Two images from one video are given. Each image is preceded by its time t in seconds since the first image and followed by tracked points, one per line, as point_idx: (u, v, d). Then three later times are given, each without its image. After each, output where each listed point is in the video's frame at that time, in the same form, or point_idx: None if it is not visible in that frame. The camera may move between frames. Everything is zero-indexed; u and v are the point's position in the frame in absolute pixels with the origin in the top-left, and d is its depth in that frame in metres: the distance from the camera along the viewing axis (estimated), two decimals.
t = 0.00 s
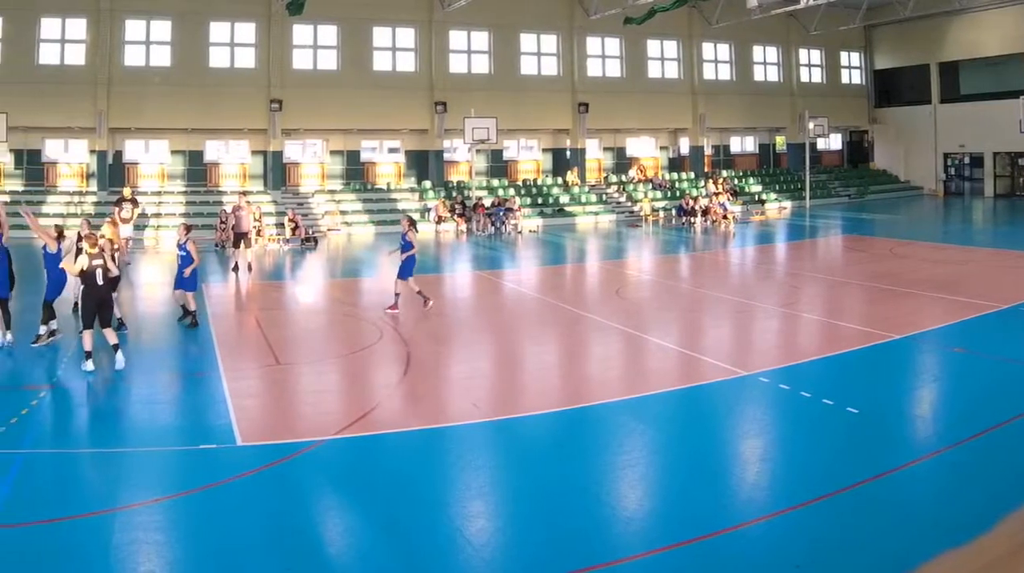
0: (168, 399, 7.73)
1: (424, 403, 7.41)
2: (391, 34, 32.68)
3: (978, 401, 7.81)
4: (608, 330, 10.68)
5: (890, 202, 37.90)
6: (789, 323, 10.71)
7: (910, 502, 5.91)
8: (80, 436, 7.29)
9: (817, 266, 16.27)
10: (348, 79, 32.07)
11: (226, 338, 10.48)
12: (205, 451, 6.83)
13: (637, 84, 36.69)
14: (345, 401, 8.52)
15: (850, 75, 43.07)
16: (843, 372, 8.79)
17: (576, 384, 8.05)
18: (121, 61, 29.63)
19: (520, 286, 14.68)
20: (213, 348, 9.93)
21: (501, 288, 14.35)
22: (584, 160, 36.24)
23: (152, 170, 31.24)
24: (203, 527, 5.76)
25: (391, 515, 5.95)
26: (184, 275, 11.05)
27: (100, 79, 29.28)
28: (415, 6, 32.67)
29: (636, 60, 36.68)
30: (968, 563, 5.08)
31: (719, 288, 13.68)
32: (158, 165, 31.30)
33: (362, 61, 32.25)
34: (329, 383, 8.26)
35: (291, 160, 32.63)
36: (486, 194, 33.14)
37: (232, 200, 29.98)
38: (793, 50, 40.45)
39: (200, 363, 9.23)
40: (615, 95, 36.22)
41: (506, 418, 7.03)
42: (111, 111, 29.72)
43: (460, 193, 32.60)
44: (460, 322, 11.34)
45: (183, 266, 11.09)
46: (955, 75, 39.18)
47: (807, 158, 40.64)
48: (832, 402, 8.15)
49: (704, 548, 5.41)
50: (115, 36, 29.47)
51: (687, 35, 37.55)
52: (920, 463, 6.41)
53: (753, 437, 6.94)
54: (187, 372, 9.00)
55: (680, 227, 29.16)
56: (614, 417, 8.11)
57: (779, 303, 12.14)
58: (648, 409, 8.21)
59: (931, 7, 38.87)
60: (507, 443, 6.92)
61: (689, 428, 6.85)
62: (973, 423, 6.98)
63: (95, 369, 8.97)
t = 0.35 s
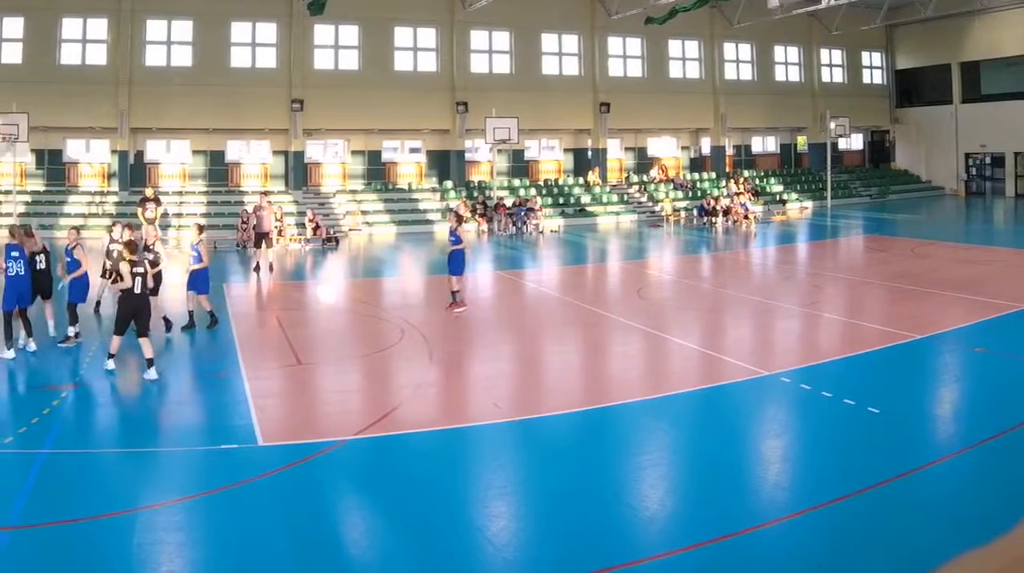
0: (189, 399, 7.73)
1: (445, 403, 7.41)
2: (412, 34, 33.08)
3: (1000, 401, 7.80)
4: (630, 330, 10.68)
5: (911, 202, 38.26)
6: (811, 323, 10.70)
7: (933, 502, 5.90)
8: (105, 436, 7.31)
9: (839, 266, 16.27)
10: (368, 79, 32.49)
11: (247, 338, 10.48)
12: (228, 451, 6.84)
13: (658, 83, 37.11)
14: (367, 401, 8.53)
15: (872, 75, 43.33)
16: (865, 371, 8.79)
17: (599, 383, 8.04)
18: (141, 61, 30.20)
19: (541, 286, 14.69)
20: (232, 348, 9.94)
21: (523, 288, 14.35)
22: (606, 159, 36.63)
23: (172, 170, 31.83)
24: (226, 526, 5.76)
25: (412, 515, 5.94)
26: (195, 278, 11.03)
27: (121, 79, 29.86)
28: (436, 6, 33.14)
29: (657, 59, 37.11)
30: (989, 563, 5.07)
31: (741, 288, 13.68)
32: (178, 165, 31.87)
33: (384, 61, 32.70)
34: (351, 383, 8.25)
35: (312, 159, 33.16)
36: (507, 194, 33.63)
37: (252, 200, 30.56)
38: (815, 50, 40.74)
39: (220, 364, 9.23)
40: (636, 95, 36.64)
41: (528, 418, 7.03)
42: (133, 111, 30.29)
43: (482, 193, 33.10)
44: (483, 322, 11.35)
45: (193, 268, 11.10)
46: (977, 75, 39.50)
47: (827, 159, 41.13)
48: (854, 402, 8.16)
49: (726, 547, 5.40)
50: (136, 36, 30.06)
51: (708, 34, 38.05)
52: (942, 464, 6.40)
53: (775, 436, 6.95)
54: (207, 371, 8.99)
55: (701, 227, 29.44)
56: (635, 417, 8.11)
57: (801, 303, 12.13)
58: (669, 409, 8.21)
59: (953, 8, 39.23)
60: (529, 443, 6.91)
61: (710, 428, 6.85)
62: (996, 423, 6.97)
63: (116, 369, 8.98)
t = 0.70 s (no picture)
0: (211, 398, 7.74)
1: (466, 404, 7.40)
2: (434, 34, 33.79)
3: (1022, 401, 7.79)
4: (652, 330, 10.68)
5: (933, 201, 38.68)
6: (833, 323, 10.69)
7: (955, 503, 5.89)
8: (127, 438, 7.33)
9: (860, 266, 16.26)
10: (390, 78, 33.21)
11: (267, 338, 10.49)
12: (250, 452, 6.84)
13: (680, 82, 37.83)
14: (388, 401, 8.54)
15: (892, 75, 43.75)
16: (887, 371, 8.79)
17: (620, 383, 8.03)
18: (163, 61, 30.90)
19: (563, 286, 14.72)
20: (252, 349, 9.96)
21: (545, 288, 14.38)
22: (627, 159, 37.23)
23: (195, 170, 32.46)
24: (247, 526, 5.75)
25: (433, 516, 5.93)
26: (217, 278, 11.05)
27: (143, 79, 30.52)
28: (457, 7, 33.80)
29: (677, 59, 37.71)
30: (1011, 562, 5.05)
31: (762, 288, 13.68)
32: (201, 165, 32.50)
33: (406, 61, 33.38)
34: (371, 384, 8.25)
35: (335, 159, 33.57)
36: (529, 193, 34.20)
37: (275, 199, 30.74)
38: (836, 50, 41.20)
39: (241, 364, 9.25)
40: (656, 95, 37.25)
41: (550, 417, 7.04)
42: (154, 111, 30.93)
43: (503, 193, 33.69)
44: (504, 322, 11.36)
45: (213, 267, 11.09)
46: (998, 75, 40.09)
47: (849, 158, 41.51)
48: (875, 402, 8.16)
49: (748, 548, 5.39)
50: (158, 35, 30.75)
51: (730, 34, 38.56)
52: (963, 464, 6.39)
53: (796, 437, 6.94)
54: (228, 372, 9.01)
55: (723, 226, 29.72)
56: (656, 417, 8.12)
57: (822, 303, 12.12)
58: (690, 409, 8.22)
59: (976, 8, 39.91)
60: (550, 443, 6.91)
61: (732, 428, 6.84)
62: (1017, 423, 6.96)
63: (136, 371, 9.00)
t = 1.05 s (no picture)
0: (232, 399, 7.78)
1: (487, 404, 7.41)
2: (454, 34, 33.94)
3: None
4: (672, 330, 10.69)
5: (954, 202, 38.83)
6: (853, 323, 10.70)
7: (975, 503, 5.88)
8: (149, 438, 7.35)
9: (880, 266, 16.27)
10: (409, 77, 33.35)
11: (286, 338, 10.51)
12: (270, 452, 6.84)
13: (700, 84, 37.77)
14: (407, 401, 8.57)
15: (914, 75, 43.80)
16: (907, 371, 8.79)
17: (640, 383, 8.04)
18: (183, 59, 31.10)
19: (584, 286, 14.75)
20: (272, 349, 9.97)
21: (565, 288, 14.40)
22: (646, 159, 37.40)
23: (215, 170, 32.61)
24: (268, 526, 5.76)
25: (453, 516, 5.93)
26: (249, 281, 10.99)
27: (163, 79, 30.72)
28: (478, 7, 33.96)
29: (699, 58, 37.72)
30: None
31: (783, 288, 13.68)
32: (221, 165, 32.68)
33: (426, 61, 33.53)
34: (390, 384, 8.26)
35: (355, 159, 34.05)
36: (549, 193, 34.44)
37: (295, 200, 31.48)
38: (856, 50, 41.18)
39: (263, 364, 9.29)
40: (677, 95, 37.29)
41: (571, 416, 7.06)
42: (174, 112, 31.18)
43: (523, 193, 33.90)
44: (524, 322, 11.38)
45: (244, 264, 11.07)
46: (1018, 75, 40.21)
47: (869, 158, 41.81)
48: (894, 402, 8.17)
49: (768, 547, 5.39)
50: (178, 37, 30.92)
51: (750, 33, 38.54)
52: (983, 465, 6.38)
53: (816, 437, 6.95)
54: (251, 371, 9.05)
55: (743, 227, 29.82)
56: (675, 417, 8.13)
57: (842, 303, 12.13)
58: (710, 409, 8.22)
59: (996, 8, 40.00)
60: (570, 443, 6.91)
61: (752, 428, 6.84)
62: None
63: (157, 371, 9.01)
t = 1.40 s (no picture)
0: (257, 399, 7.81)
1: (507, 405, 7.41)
2: (475, 34, 34.20)
3: None
4: (693, 330, 10.69)
5: (976, 202, 38.88)
6: (874, 323, 10.69)
7: (996, 504, 5.86)
8: (171, 438, 7.36)
9: (902, 266, 16.26)
10: (432, 77, 33.65)
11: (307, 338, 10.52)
12: (290, 452, 6.83)
13: (720, 83, 37.91)
14: (429, 401, 8.57)
15: (934, 75, 43.92)
16: (929, 371, 8.79)
17: (661, 383, 8.03)
18: (205, 61, 31.47)
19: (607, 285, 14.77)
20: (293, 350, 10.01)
21: (588, 288, 14.43)
22: (667, 159, 37.59)
23: (236, 170, 32.86)
24: (289, 526, 5.76)
25: (474, 516, 5.93)
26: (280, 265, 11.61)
27: (185, 80, 31.08)
28: (499, 8, 34.19)
29: (719, 59, 37.92)
30: None
31: (805, 288, 13.67)
32: (242, 165, 32.94)
33: (447, 61, 33.80)
34: (412, 384, 8.27)
35: (375, 160, 34.15)
36: (570, 193, 34.60)
37: (316, 200, 31.53)
38: (879, 50, 41.27)
39: (285, 364, 9.33)
40: (698, 95, 37.45)
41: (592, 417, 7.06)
42: (196, 112, 31.54)
43: (544, 192, 34.08)
44: (545, 322, 11.38)
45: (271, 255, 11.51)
46: None
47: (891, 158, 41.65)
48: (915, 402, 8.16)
49: (789, 547, 5.39)
50: (199, 36, 31.30)
51: (772, 34, 38.68)
52: (1005, 466, 6.36)
53: (837, 437, 6.95)
54: (274, 372, 9.09)
55: (765, 226, 29.84)
56: (696, 417, 8.14)
57: (864, 303, 12.12)
58: (730, 410, 8.23)
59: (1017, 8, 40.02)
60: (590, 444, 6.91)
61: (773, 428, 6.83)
62: None
63: (179, 371, 9.03)
